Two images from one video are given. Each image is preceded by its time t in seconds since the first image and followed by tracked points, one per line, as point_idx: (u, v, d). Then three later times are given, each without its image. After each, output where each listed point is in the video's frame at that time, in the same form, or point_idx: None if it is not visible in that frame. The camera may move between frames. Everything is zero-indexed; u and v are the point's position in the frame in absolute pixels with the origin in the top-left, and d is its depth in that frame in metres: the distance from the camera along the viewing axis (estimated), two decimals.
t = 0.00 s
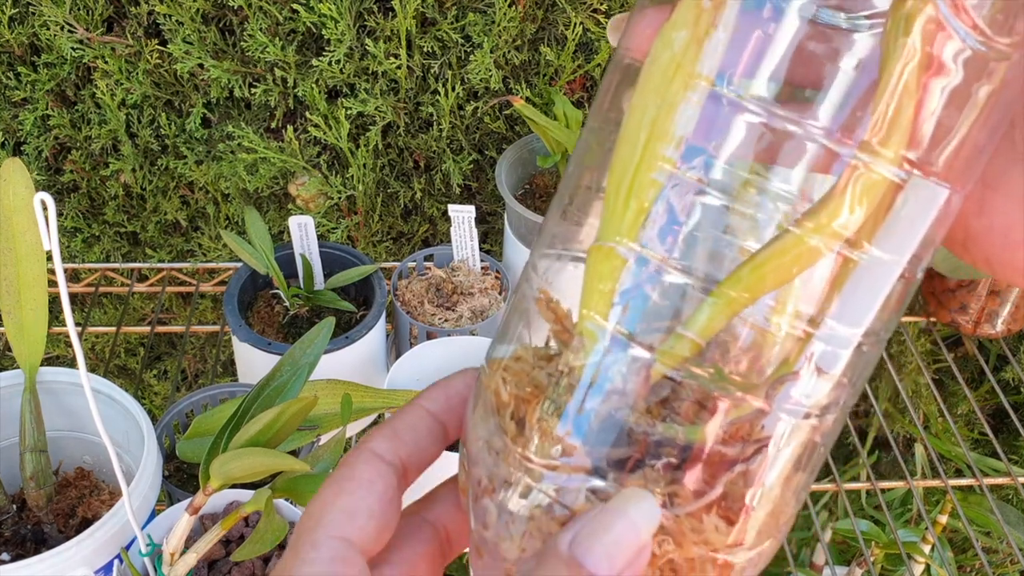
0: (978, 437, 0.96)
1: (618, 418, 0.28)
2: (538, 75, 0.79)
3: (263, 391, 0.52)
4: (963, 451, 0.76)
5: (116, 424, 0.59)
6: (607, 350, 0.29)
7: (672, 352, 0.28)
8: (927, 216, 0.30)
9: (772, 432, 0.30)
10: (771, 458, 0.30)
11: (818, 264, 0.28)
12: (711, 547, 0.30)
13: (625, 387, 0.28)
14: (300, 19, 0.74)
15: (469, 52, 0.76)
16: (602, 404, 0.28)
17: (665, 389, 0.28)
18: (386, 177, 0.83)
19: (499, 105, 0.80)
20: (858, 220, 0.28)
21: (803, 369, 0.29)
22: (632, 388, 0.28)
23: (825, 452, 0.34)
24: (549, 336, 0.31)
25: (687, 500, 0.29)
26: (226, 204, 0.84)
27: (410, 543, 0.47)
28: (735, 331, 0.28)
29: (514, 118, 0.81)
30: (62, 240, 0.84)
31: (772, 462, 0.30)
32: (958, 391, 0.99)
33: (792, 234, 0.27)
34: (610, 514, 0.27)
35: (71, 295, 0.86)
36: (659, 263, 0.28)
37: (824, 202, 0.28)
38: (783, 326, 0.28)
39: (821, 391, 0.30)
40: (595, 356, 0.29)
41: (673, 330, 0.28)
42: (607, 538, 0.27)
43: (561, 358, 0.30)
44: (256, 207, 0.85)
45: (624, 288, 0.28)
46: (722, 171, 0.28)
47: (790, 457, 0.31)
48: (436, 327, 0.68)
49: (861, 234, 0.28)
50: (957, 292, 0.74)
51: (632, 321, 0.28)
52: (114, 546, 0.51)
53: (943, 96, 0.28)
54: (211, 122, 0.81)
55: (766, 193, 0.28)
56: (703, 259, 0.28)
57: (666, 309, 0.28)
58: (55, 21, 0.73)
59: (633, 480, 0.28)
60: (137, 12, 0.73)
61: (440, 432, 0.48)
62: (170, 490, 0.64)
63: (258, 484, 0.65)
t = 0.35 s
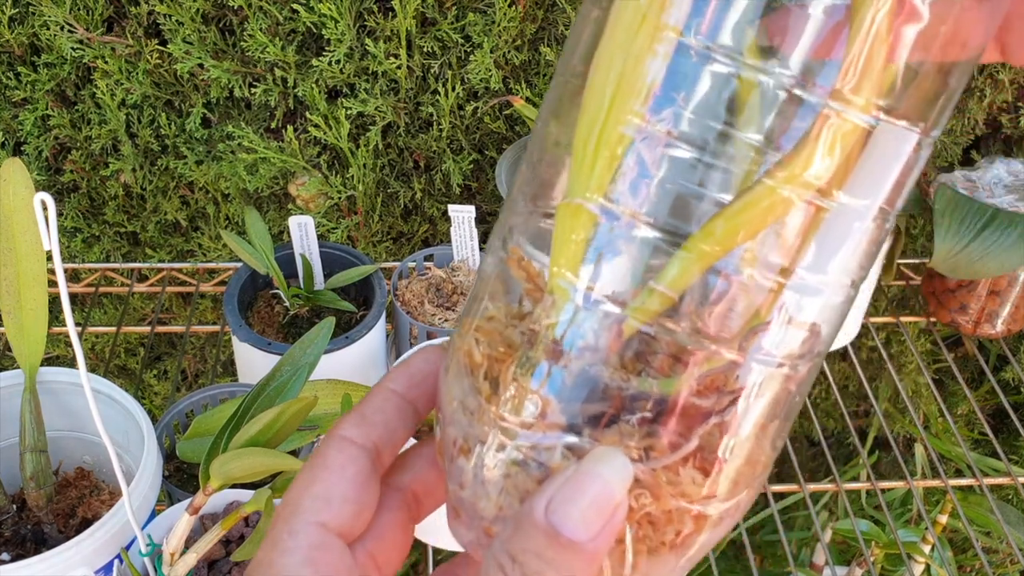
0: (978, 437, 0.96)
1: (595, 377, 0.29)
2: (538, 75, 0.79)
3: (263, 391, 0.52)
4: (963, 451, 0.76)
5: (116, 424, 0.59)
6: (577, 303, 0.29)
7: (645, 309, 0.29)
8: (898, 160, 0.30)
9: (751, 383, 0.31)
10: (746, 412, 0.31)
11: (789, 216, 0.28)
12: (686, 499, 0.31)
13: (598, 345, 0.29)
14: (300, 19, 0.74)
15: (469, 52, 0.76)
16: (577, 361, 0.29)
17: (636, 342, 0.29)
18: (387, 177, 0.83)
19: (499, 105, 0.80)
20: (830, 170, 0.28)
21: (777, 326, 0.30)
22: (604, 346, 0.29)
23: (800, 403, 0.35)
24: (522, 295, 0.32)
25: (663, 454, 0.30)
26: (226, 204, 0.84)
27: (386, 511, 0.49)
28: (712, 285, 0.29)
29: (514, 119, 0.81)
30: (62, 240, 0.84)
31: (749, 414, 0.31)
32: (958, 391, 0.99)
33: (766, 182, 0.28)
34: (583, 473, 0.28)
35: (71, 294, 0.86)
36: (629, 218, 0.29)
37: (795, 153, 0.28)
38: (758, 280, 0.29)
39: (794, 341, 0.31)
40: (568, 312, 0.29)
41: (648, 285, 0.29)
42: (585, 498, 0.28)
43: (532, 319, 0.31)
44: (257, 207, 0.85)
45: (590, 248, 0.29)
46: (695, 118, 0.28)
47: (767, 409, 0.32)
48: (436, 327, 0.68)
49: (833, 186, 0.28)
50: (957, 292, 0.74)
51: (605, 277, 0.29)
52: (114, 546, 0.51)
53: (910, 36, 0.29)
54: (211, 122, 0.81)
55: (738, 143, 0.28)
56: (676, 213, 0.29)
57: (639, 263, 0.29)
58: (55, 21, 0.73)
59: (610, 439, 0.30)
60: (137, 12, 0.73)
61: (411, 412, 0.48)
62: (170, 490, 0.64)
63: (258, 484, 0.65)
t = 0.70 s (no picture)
0: (980, 438, 0.96)
1: (592, 272, 0.35)
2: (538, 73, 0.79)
3: (261, 392, 0.52)
4: (966, 452, 0.75)
5: (113, 424, 0.58)
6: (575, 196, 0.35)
7: (634, 214, 0.35)
8: (853, 77, 0.36)
9: (723, 290, 0.37)
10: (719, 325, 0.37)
11: (761, 124, 0.34)
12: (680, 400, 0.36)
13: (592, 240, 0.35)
14: (298, 17, 0.74)
15: (469, 50, 0.76)
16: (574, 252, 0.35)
17: (629, 244, 0.35)
18: (386, 176, 0.83)
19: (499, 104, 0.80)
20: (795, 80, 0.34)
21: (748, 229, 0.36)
22: (600, 247, 0.35)
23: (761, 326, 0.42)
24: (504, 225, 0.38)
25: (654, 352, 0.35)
26: (224, 203, 0.84)
27: (369, 487, 0.48)
28: (693, 186, 0.35)
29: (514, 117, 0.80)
30: (59, 240, 0.83)
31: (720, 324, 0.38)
32: (960, 392, 0.98)
33: (733, 99, 0.34)
34: (503, 402, 0.33)
35: (68, 294, 0.86)
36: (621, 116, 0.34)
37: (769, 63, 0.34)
38: (732, 181, 0.35)
39: (757, 256, 0.37)
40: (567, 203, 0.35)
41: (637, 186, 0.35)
42: (504, 424, 0.32)
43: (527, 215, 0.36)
44: (255, 206, 0.84)
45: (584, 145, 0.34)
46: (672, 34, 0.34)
47: (737, 323, 0.39)
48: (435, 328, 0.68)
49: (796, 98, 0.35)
50: (959, 292, 0.73)
51: (603, 169, 0.35)
52: (110, 548, 0.51)
53: None
54: (209, 121, 0.80)
55: (713, 59, 0.35)
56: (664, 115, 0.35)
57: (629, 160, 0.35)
58: (52, 19, 0.72)
59: (609, 338, 0.35)
60: (135, 10, 0.73)
61: (376, 391, 0.50)
62: (167, 491, 0.64)
63: (253, 484, 0.64)
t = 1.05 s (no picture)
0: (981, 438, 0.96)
1: (587, 257, 0.38)
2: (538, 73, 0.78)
3: (261, 392, 0.52)
4: (966, 452, 0.75)
5: (113, 424, 0.58)
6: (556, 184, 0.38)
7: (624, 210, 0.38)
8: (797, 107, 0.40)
9: (693, 292, 0.40)
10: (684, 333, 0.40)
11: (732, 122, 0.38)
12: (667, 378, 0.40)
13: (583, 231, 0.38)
14: (298, 17, 0.74)
15: (469, 50, 0.76)
16: (574, 239, 0.38)
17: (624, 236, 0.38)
18: (386, 176, 0.83)
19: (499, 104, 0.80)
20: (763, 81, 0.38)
21: (711, 242, 0.40)
22: (610, 246, 0.38)
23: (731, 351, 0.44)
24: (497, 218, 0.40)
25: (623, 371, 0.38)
26: (224, 203, 0.84)
27: (368, 500, 0.49)
28: (674, 188, 0.38)
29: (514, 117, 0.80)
30: (59, 240, 0.83)
31: (688, 332, 0.40)
32: (960, 391, 0.98)
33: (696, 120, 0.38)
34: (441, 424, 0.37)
35: (68, 294, 0.86)
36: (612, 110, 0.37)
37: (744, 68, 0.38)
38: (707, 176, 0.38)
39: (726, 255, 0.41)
40: (555, 186, 0.38)
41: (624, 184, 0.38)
42: (442, 439, 0.37)
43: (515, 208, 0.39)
44: (255, 206, 0.84)
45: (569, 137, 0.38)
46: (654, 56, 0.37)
47: (708, 321, 0.42)
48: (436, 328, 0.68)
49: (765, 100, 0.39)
50: (959, 292, 0.74)
51: (595, 165, 0.38)
52: (110, 549, 0.51)
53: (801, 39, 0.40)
54: (209, 121, 0.80)
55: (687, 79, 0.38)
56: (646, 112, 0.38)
57: (617, 159, 0.38)
58: (52, 20, 0.72)
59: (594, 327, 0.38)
60: (135, 10, 0.73)
61: (370, 406, 0.50)
62: (167, 491, 0.64)
63: (254, 484, 0.64)
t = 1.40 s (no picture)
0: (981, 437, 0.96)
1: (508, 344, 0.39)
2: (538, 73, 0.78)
3: (261, 392, 0.52)
4: (966, 452, 0.74)
5: (113, 425, 0.58)
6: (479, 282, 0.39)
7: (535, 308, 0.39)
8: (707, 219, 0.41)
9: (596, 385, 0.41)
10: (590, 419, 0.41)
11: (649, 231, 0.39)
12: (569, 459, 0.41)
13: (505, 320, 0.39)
14: (298, 17, 0.74)
15: (469, 50, 0.76)
16: (493, 330, 0.39)
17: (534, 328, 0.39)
18: (386, 176, 0.83)
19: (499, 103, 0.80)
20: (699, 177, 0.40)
21: (622, 336, 0.41)
22: (529, 337, 0.39)
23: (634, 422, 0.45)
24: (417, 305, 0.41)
25: (533, 453, 0.40)
26: (224, 203, 0.84)
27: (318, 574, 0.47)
28: (585, 293, 0.39)
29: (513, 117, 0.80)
30: (59, 240, 0.83)
31: (597, 410, 0.41)
32: (960, 392, 0.98)
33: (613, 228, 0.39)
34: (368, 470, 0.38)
35: (69, 294, 0.86)
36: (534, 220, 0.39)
37: (671, 179, 0.39)
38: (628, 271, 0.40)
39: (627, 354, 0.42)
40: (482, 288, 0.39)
41: (550, 276, 0.39)
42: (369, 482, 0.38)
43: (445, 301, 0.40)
44: (255, 207, 0.84)
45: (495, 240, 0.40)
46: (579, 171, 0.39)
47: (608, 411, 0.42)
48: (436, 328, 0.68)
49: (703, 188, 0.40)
50: (959, 292, 0.74)
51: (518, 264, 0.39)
52: (110, 549, 0.51)
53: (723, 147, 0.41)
54: (209, 122, 0.80)
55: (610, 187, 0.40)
56: (571, 221, 0.40)
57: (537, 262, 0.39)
58: (52, 20, 0.72)
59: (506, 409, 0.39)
60: (135, 11, 0.73)
61: (314, 489, 0.48)
62: (167, 491, 0.64)
63: (254, 484, 0.64)
